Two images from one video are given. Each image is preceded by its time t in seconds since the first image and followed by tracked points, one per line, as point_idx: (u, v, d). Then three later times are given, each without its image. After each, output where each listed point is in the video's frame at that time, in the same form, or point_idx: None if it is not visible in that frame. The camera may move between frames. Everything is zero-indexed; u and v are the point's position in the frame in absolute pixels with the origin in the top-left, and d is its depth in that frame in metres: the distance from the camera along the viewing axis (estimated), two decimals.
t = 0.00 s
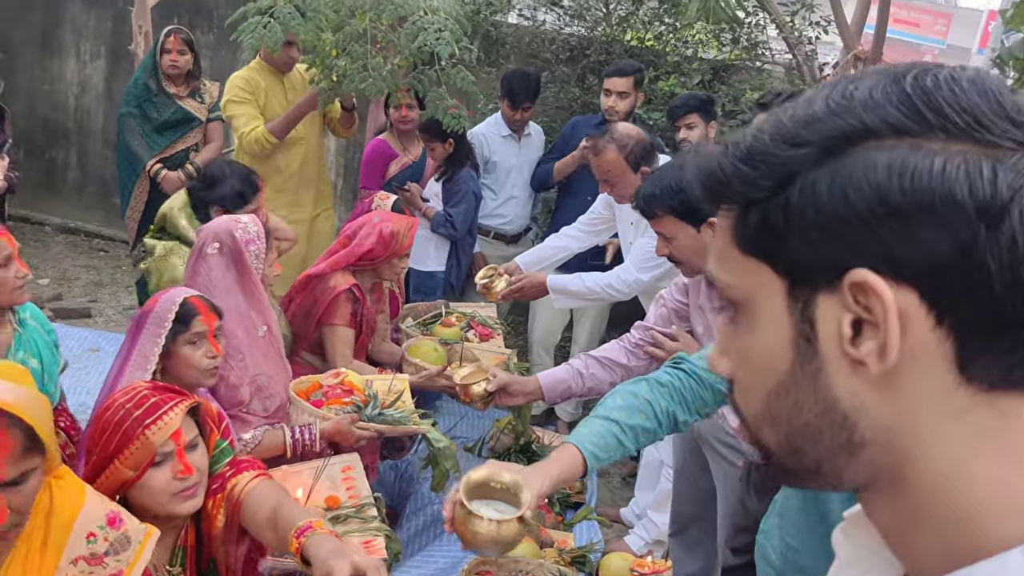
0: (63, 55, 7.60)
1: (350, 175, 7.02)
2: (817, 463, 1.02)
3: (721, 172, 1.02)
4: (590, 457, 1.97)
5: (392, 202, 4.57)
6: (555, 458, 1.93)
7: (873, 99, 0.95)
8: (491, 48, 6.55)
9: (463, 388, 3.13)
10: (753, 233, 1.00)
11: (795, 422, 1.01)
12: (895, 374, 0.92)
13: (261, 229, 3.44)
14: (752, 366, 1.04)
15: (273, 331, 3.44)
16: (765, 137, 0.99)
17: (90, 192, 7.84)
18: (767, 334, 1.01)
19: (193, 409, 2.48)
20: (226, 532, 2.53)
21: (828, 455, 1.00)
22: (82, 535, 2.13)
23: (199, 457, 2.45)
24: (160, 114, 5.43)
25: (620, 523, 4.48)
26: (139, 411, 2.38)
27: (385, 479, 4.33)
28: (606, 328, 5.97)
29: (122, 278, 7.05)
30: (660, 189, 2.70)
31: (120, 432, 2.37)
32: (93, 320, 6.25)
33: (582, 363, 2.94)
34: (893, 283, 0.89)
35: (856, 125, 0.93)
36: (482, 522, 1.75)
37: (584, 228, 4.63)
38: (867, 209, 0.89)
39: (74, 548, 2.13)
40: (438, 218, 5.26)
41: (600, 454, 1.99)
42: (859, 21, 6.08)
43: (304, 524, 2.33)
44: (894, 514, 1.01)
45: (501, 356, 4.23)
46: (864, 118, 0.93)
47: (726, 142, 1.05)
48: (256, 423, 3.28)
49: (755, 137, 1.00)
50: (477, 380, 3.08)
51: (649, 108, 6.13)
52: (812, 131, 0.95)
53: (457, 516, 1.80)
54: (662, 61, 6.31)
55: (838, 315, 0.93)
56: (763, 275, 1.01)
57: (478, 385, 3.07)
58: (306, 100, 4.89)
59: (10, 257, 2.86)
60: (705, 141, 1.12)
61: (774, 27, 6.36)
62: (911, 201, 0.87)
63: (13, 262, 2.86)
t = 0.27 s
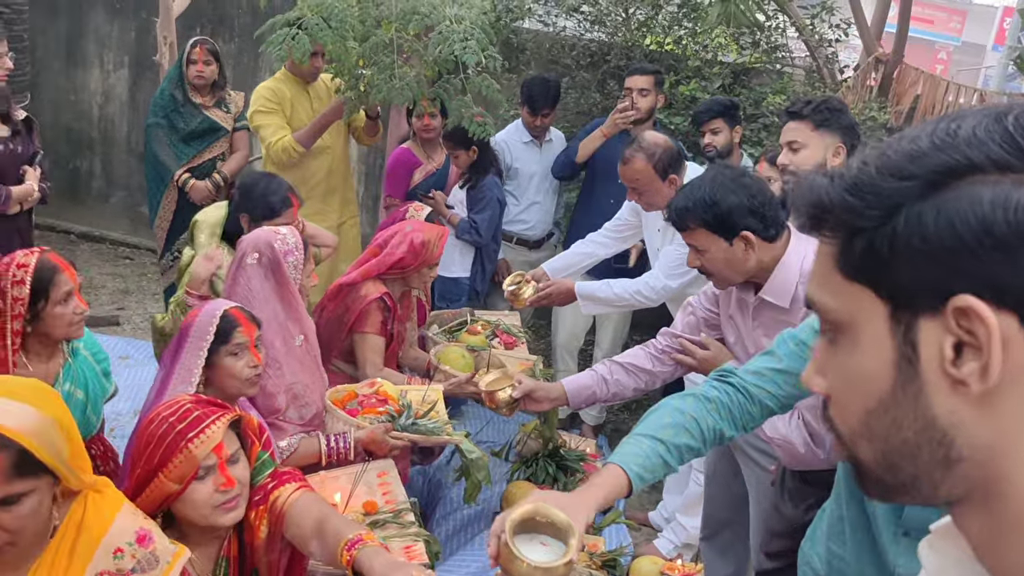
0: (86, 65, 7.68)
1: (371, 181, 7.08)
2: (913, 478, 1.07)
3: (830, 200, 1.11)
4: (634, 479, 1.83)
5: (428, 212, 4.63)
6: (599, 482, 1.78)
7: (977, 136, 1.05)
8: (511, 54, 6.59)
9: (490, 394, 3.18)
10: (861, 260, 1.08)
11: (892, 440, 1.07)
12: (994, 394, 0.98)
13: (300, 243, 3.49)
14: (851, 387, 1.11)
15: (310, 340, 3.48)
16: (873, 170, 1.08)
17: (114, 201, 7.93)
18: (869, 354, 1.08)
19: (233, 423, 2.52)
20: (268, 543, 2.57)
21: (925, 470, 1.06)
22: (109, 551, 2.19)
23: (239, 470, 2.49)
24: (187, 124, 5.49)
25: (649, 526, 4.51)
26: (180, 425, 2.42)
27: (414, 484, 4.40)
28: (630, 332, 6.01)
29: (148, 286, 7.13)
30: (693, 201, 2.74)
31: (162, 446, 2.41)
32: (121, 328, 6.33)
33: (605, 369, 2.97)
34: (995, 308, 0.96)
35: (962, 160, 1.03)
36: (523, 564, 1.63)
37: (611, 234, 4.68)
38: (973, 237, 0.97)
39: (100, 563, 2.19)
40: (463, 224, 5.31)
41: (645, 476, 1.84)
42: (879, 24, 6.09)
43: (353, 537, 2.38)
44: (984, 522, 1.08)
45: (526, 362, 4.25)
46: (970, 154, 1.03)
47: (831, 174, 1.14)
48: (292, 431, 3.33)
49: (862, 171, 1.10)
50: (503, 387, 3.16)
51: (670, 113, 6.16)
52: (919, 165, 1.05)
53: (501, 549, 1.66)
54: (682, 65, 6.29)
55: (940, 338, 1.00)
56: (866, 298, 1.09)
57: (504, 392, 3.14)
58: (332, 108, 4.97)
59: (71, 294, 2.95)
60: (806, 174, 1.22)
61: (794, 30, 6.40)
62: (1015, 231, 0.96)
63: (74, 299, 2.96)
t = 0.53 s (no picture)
0: (101, 83, 7.74)
1: (385, 192, 7.11)
2: (982, 491, 1.15)
3: (904, 224, 1.18)
4: (669, 504, 1.76)
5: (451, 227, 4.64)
6: (633, 509, 1.71)
7: None
8: (524, 64, 6.60)
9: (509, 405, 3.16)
10: (932, 282, 1.15)
11: (961, 453, 1.14)
12: None
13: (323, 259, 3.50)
14: (921, 404, 1.18)
15: (333, 354, 3.49)
16: (944, 196, 1.16)
17: (129, 216, 7.97)
18: (938, 371, 1.15)
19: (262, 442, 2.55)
20: (297, 564, 2.57)
21: (993, 484, 1.13)
22: (97, 563, 2.20)
23: (267, 489, 2.52)
24: (203, 139, 5.52)
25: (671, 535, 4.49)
26: (210, 445, 2.45)
27: (435, 495, 4.43)
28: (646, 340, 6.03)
29: (165, 300, 7.17)
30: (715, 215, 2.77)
31: (191, 466, 2.44)
32: (140, 343, 6.37)
33: (622, 380, 2.99)
34: None
35: None
36: None
37: (627, 244, 4.69)
38: None
39: None
40: (479, 235, 5.34)
41: (680, 502, 1.77)
42: (889, 28, 6.10)
43: (389, 558, 2.44)
44: None
45: (544, 372, 4.26)
46: None
47: (900, 201, 1.22)
48: (317, 445, 3.34)
49: (932, 196, 1.17)
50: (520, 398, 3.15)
51: (682, 120, 6.15)
52: (989, 191, 1.12)
53: None
54: (693, 72, 6.30)
55: (1007, 356, 1.08)
56: (937, 318, 1.15)
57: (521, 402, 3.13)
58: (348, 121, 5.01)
59: (108, 333, 2.98)
60: (873, 202, 1.29)
61: (805, 35, 6.41)
62: None
63: (111, 338, 2.98)
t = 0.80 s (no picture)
0: (91, 112, 7.77)
1: (379, 206, 7.14)
2: (982, 477, 1.19)
3: (894, 231, 1.22)
4: (682, 508, 1.79)
5: (446, 237, 4.69)
6: (646, 515, 1.75)
7: None
8: (509, 71, 6.65)
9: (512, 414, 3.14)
10: (924, 283, 1.19)
11: (962, 441, 1.17)
12: None
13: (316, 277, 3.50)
14: (925, 397, 1.21)
15: (334, 372, 3.53)
16: (929, 202, 1.19)
17: (126, 243, 8.00)
18: (935, 365, 1.18)
19: (277, 468, 2.58)
20: None
21: (992, 469, 1.17)
22: None
23: (282, 514, 2.55)
24: (194, 163, 5.54)
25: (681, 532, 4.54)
26: (225, 473, 2.47)
27: (445, 505, 4.47)
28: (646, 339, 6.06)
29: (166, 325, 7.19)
30: (707, 217, 2.80)
31: (207, 493, 2.47)
32: (143, 368, 6.39)
33: (625, 383, 3.04)
34: None
35: (1009, 191, 1.13)
36: None
37: (621, 246, 4.73)
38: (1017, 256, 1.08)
39: None
40: (476, 244, 5.37)
41: (693, 505, 1.81)
42: (872, 17, 6.13)
43: None
44: None
45: (546, 377, 4.28)
46: (1015, 185, 1.13)
47: (894, 208, 1.25)
48: (326, 463, 3.34)
49: (920, 202, 1.21)
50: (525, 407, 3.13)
51: (670, 119, 6.22)
52: (971, 197, 1.15)
53: None
54: (679, 71, 6.34)
55: (994, 347, 1.11)
56: (931, 315, 1.18)
57: (526, 410, 3.12)
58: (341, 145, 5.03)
59: (120, 383, 2.99)
60: (874, 209, 1.34)
61: (788, 29, 6.45)
62: None
63: (123, 388, 3.00)
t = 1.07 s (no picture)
0: (95, 146, 7.81)
1: (382, 234, 7.16)
2: (998, 494, 1.16)
3: (904, 255, 1.22)
4: (697, 530, 1.77)
5: (448, 261, 4.71)
6: (658, 536, 1.73)
7: None
8: (511, 99, 6.69)
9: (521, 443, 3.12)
10: (934, 304, 1.18)
11: (975, 459, 1.16)
12: None
13: (313, 309, 3.40)
14: (937, 416, 1.19)
15: (334, 405, 3.45)
16: (936, 227, 1.19)
17: (131, 275, 8.02)
18: (946, 384, 1.17)
19: (285, 499, 2.57)
20: None
21: (1006, 486, 1.15)
22: None
23: (291, 545, 2.54)
24: (198, 196, 5.56)
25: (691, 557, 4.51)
26: (235, 504, 2.47)
27: (454, 534, 4.45)
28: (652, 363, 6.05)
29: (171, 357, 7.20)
30: (711, 241, 2.80)
31: (217, 524, 2.47)
32: (149, 401, 6.39)
33: (633, 409, 3.02)
34: None
35: (1014, 214, 1.14)
36: None
37: (625, 271, 4.74)
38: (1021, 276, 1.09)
39: None
40: (481, 271, 5.39)
41: (708, 528, 1.79)
42: (870, 38, 6.16)
43: None
44: None
45: (552, 404, 4.27)
46: (1019, 209, 1.14)
47: (902, 234, 1.26)
48: (333, 496, 3.33)
49: (927, 227, 1.21)
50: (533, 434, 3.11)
51: (671, 143, 6.25)
52: (977, 220, 1.15)
53: None
54: (679, 95, 6.38)
55: (1002, 366, 1.11)
56: (942, 336, 1.17)
57: (535, 438, 3.09)
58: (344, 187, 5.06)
59: (127, 426, 2.99)
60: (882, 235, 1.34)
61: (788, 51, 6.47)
62: None
63: (129, 431, 3.00)
